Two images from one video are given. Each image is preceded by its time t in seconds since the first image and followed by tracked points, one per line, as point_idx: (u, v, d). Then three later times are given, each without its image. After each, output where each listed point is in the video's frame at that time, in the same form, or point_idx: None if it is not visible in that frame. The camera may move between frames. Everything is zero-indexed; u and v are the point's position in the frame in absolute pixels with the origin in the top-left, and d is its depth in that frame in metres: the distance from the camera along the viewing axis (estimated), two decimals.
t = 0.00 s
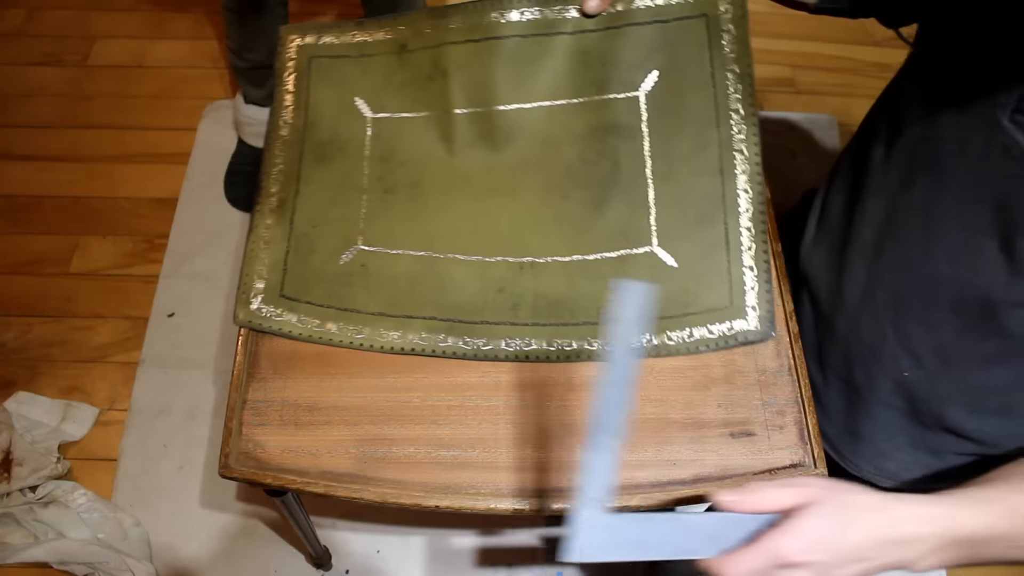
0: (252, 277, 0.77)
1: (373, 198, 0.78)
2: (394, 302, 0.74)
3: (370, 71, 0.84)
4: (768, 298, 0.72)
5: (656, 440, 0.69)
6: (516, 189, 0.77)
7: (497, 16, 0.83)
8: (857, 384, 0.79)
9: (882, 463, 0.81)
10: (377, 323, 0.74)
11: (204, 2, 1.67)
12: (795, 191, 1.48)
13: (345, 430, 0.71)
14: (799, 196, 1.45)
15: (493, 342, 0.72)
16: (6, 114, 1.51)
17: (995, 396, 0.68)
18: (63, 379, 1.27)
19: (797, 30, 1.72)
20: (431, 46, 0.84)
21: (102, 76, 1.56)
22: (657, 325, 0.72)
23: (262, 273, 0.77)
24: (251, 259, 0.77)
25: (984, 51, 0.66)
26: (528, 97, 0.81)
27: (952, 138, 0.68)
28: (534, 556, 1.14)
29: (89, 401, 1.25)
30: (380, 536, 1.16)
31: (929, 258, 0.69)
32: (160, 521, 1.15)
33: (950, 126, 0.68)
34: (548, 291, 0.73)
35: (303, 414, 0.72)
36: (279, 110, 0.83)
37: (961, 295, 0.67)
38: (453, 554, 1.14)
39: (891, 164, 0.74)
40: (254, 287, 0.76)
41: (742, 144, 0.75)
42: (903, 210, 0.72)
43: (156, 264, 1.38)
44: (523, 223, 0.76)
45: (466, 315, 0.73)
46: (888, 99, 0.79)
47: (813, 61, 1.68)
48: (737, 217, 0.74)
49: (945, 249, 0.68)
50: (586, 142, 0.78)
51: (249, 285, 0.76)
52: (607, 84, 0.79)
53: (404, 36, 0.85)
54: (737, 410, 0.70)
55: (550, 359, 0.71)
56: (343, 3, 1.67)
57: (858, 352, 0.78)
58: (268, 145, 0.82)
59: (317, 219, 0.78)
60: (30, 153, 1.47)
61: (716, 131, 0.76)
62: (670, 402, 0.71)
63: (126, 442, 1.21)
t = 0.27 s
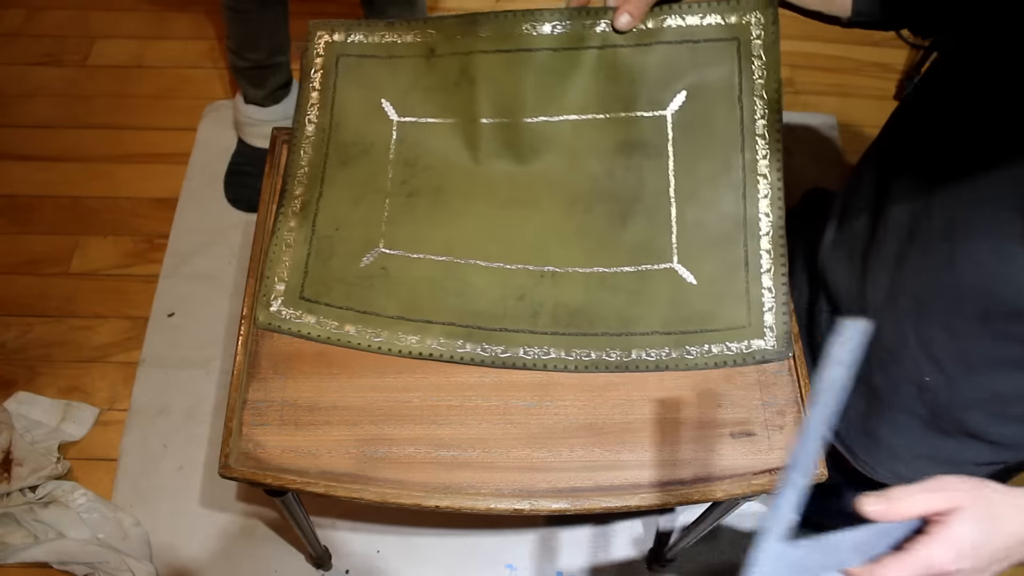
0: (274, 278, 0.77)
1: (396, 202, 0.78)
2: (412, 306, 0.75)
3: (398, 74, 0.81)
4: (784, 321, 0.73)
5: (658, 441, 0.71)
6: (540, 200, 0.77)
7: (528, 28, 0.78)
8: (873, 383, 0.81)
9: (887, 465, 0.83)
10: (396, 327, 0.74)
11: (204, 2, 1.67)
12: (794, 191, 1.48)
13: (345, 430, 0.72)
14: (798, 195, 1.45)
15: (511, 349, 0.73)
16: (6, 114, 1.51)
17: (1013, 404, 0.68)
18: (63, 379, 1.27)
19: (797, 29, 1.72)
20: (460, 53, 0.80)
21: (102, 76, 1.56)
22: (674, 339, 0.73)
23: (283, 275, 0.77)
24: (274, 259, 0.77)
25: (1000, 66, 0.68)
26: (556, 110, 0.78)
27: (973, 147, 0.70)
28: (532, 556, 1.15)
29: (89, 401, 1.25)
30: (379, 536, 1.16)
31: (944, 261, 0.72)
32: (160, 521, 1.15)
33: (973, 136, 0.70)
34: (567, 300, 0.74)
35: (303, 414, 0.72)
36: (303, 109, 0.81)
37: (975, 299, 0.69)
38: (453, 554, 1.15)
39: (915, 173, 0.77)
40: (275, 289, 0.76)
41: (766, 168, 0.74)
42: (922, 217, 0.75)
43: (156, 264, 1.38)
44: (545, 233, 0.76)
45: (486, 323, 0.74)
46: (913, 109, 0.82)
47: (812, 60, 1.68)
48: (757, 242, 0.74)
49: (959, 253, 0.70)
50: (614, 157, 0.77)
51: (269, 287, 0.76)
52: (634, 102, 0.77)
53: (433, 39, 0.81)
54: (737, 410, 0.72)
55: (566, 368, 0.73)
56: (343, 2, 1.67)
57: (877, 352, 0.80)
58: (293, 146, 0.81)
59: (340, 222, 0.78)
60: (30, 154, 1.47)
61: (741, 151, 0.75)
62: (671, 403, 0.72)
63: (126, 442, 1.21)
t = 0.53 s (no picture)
0: (275, 278, 0.76)
1: (399, 206, 0.77)
2: (413, 310, 0.74)
3: (404, 78, 0.80)
4: (784, 334, 0.73)
5: (656, 440, 0.71)
6: (545, 204, 0.77)
7: (538, 40, 0.78)
8: (888, 388, 0.83)
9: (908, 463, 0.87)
10: (395, 331, 0.74)
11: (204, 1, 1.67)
12: (794, 191, 1.48)
13: (344, 430, 0.72)
14: (798, 195, 1.45)
15: (510, 355, 0.73)
16: (6, 114, 1.51)
17: None
18: (63, 379, 1.27)
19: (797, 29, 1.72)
20: (468, 61, 0.79)
21: (102, 76, 1.56)
22: (674, 348, 0.73)
23: (283, 278, 0.76)
24: (275, 262, 0.77)
25: (997, 73, 0.67)
26: (564, 122, 0.78)
27: (971, 158, 0.69)
28: (532, 557, 1.15)
29: (89, 401, 1.26)
30: (380, 536, 1.16)
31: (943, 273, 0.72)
32: (160, 521, 1.15)
33: (970, 147, 0.69)
34: (568, 306, 0.74)
35: (303, 414, 0.72)
36: (307, 111, 0.80)
37: (979, 313, 0.69)
38: (453, 554, 1.15)
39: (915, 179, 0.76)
40: (275, 291, 0.76)
41: (766, 185, 0.75)
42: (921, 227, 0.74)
43: (156, 264, 1.38)
44: (549, 239, 0.76)
45: (486, 329, 0.74)
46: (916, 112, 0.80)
47: (812, 60, 1.68)
48: (757, 256, 0.74)
49: (957, 266, 0.70)
50: (618, 168, 0.77)
51: (269, 290, 0.76)
52: (637, 118, 0.77)
53: (441, 44, 0.79)
54: (737, 410, 0.72)
55: (566, 376, 0.73)
56: (342, 2, 1.67)
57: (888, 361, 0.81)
58: (296, 147, 0.79)
59: (342, 225, 0.77)
60: (30, 154, 1.47)
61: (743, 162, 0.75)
62: (671, 402, 0.73)
63: (126, 442, 1.20)
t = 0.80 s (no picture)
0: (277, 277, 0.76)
1: (402, 207, 0.77)
2: (414, 312, 0.74)
3: (410, 76, 0.80)
4: (786, 345, 0.74)
5: (656, 440, 0.72)
6: (551, 206, 0.77)
7: (551, 45, 0.80)
8: (898, 390, 0.84)
9: (920, 465, 0.87)
10: (395, 332, 0.74)
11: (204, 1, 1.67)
12: (794, 191, 1.48)
13: (344, 430, 0.72)
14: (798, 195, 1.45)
15: (510, 359, 0.73)
16: (6, 114, 1.51)
17: None
18: (63, 379, 1.27)
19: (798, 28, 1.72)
20: (478, 62, 0.80)
21: (102, 76, 1.56)
22: (676, 356, 0.73)
23: (285, 277, 0.76)
24: (277, 261, 0.76)
25: (1004, 77, 0.67)
26: (571, 126, 0.79)
27: (979, 162, 0.70)
28: (533, 557, 1.14)
29: (89, 401, 1.26)
30: (380, 536, 1.16)
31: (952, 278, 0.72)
32: (159, 521, 1.15)
33: (980, 153, 0.69)
34: (569, 311, 0.74)
35: (303, 414, 0.72)
36: (314, 103, 0.79)
37: (992, 317, 0.70)
38: (453, 554, 1.14)
39: (921, 184, 0.76)
40: (277, 289, 0.75)
41: (772, 195, 0.76)
42: (928, 232, 0.74)
43: (156, 264, 1.38)
44: (552, 243, 0.76)
45: (487, 332, 0.74)
46: (919, 117, 0.80)
47: (812, 59, 1.68)
48: (761, 265, 0.75)
49: (967, 271, 0.70)
50: (625, 171, 0.78)
51: (270, 288, 0.75)
52: (643, 124, 0.78)
53: (451, 44, 0.80)
54: (737, 410, 0.74)
55: (565, 381, 0.73)
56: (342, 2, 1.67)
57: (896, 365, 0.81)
58: (301, 142, 0.79)
59: (346, 225, 0.77)
60: (30, 154, 1.47)
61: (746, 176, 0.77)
62: (670, 402, 0.74)
63: (126, 442, 1.20)
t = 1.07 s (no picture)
0: (265, 331, 0.75)
1: (392, 247, 0.78)
2: (411, 362, 0.74)
3: (393, 109, 0.80)
4: (789, 373, 0.76)
5: (656, 441, 0.74)
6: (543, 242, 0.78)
7: (537, 77, 0.81)
8: (897, 390, 0.84)
9: (919, 463, 0.87)
10: (392, 383, 0.74)
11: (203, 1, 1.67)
12: (794, 191, 1.48)
13: (345, 430, 0.72)
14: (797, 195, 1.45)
15: (512, 405, 0.74)
16: (6, 114, 1.51)
17: None
18: (63, 379, 1.27)
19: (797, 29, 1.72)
20: (462, 95, 0.81)
21: (102, 76, 1.56)
22: (680, 391, 0.75)
23: (275, 329, 0.75)
24: (265, 312, 0.76)
25: (1005, 78, 0.68)
26: (561, 158, 0.80)
27: (980, 163, 0.70)
28: (532, 557, 1.15)
29: (89, 401, 1.26)
30: (379, 536, 1.16)
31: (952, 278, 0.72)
32: (160, 521, 1.15)
33: (984, 152, 0.70)
34: (569, 350, 0.75)
35: (303, 415, 0.73)
36: (294, 145, 0.80)
37: (994, 316, 0.70)
38: (452, 554, 1.15)
39: (921, 184, 0.77)
40: (267, 344, 0.75)
41: (764, 224, 0.79)
42: (927, 231, 0.74)
43: (156, 264, 1.38)
44: (547, 278, 0.77)
45: (484, 377, 0.74)
46: (918, 117, 0.81)
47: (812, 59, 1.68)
48: (759, 293, 0.78)
49: (968, 271, 0.70)
50: (616, 206, 0.80)
51: (259, 343, 0.75)
52: (632, 156, 0.80)
53: (434, 77, 0.81)
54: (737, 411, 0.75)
55: (569, 425, 0.74)
56: (342, 2, 1.67)
57: (895, 365, 0.81)
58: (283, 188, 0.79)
59: (333, 271, 0.77)
60: (30, 154, 1.47)
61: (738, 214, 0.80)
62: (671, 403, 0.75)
63: (126, 442, 1.20)
